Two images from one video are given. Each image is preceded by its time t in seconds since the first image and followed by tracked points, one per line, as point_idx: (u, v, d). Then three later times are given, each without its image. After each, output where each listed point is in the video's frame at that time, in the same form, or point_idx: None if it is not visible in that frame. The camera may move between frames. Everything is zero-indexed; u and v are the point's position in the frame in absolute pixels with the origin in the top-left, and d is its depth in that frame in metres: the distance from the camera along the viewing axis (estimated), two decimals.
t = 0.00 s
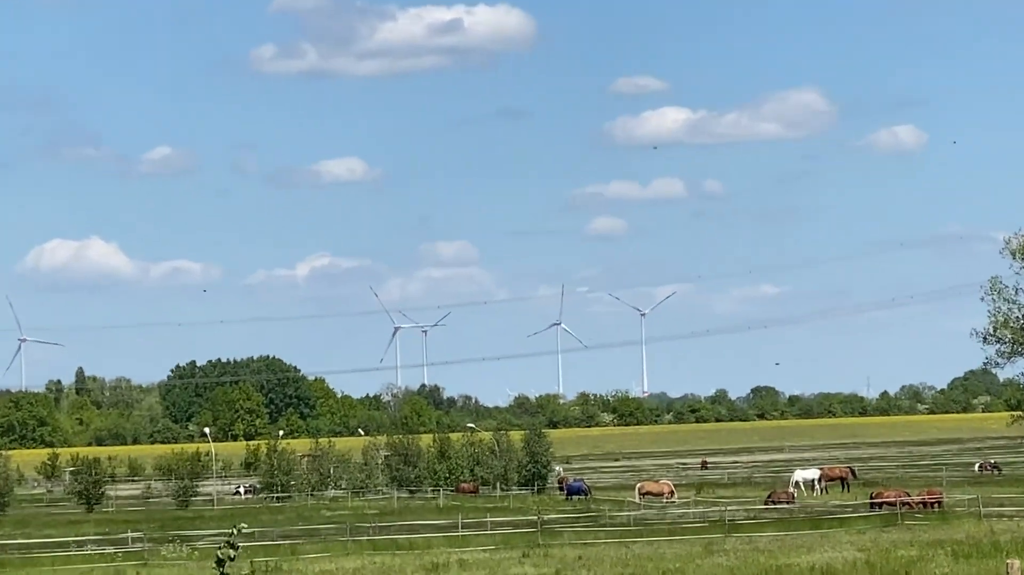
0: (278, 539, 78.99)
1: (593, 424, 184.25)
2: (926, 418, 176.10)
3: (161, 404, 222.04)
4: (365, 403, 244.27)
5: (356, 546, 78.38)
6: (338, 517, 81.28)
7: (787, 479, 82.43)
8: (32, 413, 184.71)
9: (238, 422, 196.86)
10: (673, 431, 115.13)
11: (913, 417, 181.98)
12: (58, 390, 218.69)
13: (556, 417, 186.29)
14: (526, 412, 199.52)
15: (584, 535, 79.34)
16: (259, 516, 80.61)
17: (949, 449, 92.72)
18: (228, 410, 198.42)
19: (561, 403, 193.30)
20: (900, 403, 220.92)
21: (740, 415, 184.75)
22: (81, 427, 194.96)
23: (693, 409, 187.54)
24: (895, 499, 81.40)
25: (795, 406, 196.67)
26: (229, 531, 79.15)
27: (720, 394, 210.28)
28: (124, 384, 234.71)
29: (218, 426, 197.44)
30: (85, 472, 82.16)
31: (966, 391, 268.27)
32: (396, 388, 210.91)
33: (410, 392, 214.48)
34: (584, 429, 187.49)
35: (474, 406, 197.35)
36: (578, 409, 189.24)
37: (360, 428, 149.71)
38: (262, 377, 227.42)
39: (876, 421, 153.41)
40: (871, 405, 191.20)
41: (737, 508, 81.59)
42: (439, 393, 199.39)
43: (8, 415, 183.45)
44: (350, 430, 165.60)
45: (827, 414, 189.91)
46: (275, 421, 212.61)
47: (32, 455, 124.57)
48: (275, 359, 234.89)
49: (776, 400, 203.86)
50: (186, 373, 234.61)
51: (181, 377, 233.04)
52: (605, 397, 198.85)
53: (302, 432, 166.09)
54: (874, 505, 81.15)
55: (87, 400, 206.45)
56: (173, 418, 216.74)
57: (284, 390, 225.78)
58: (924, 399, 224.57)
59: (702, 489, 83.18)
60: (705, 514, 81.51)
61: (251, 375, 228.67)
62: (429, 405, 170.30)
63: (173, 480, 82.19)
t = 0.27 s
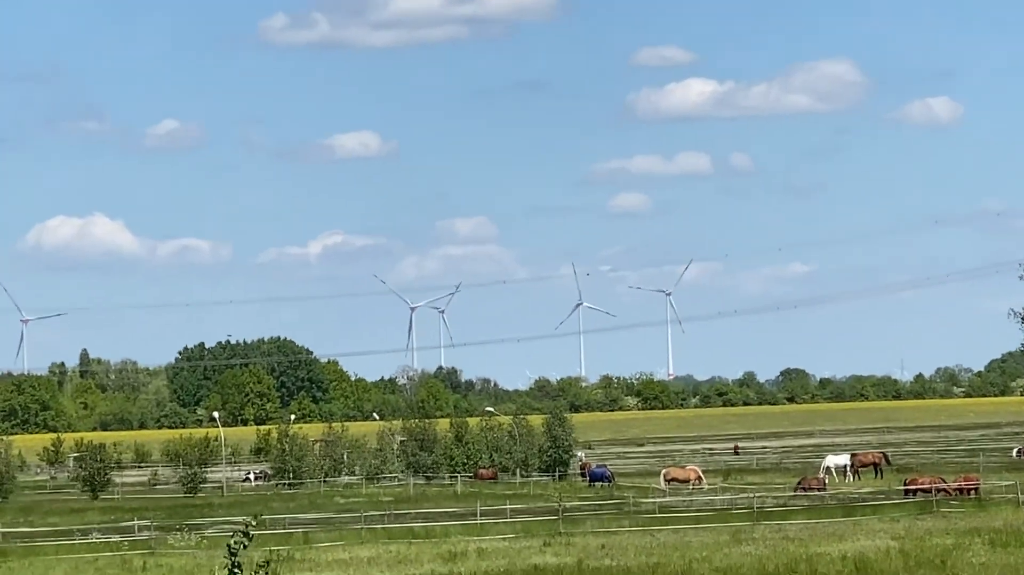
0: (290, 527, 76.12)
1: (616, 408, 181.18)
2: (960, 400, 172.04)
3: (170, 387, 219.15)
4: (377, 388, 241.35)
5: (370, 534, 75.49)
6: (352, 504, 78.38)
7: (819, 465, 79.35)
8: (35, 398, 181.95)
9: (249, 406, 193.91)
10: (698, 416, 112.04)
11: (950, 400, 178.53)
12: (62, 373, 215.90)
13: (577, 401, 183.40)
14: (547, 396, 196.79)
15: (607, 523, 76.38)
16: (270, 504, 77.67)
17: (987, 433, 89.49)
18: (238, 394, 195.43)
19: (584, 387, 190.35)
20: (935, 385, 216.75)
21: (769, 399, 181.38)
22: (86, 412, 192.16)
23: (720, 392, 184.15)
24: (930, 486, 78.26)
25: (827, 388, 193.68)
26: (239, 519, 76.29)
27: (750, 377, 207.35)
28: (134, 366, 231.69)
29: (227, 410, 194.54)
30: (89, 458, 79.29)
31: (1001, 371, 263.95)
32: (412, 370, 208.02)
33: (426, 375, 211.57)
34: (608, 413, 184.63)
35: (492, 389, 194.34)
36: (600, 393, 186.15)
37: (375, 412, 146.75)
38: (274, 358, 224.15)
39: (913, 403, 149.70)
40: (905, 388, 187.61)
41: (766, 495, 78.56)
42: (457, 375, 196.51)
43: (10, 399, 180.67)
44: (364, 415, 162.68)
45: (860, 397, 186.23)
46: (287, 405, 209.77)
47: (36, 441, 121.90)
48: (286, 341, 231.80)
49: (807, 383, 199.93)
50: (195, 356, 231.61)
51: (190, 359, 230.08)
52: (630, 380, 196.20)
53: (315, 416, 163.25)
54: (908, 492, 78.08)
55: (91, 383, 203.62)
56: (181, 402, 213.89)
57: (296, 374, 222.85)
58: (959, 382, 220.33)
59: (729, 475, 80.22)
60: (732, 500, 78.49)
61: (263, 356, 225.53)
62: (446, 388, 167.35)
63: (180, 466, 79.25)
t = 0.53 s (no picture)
0: (306, 515, 74.86)
1: (638, 394, 179.78)
2: (988, 386, 170.13)
3: (184, 373, 217.48)
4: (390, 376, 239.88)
5: (388, 522, 74.19)
6: (369, 492, 77.07)
7: (845, 452, 78.03)
8: (48, 383, 180.34)
9: (264, 392, 192.36)
10: (720, 404, 110.69)
11: (978, 385, 176.82)
12: (74, 358, 214.28)
13: (598, 387, 182.01)
14: (567, 381, 195.34)
15: (628, 511, 75.06)
16: (286, 491, 76.40)
17: (1017, 420, 88.04)
18: (254, 379, 193.89)
19: (605, 372, 189.09)
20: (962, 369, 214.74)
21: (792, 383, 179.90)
22: (98, 397, 190.61)
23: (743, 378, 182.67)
24: (957, 473, 76.89)
25: (852, 374, 192.50)
26: (254, 507, 75.04)
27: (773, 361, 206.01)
28: (149, 351, 230.38)
29: (242, 396, 193.01)
30: (103, 445, 78.00)
31: None
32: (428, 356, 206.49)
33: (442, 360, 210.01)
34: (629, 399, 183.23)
35: (510, 374, 193.07)
36: (621, 377, 184.77)
37: (393, 398, 145.32)
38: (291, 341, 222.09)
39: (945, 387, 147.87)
40: (932, 373, 185.94)
41: (790, 483, 77.26)
42: (475, 360, 195.07)
43: (22, 385, 179.10)
44: (381, 401, 161.33)
45: (886, 382, 184.53)
46: (303, 390, 208.14)
47: (49, 427, 120.52)
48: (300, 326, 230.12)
49: (833, 368, 198.09)
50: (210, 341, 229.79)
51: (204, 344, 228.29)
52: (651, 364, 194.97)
53: (332, 402, 161.77)
54: (935, 479, 76.74)
55: (104, 368, 201.99)
56: (194, 388, 212.23)
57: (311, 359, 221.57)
58: (985, 367, 218.25)
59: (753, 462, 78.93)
60: (756, 488, 77.20)
61: (279, 340, 223.57)
62: (464, 372, 165.94)
63: (196, 453, 77.95)
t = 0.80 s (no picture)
0: (317, 512, 72.09)
1: (661, 386, 176.91)
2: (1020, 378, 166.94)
3: (190, 364, 214.58)
4: (400, 368, 237.12)
5: (402, 519, 71.41)
6: (382, 488, 74.32)
7: (876, 446, 75.14)
8: (48, 374, 177.60)
9: (274, 384, 189.64)
10: (745, 397, 107.91)
11: (1010, 377, 173.64)
12: (77, 348, 211.48)
13: (620, 378, 179.16)
14: (587, 372, 192.46)
15: (651, 507, 72.25)
16: (296, 487, 73.63)
17: None
18: (263, 370, 191.10)
19: (627, 364, 186.48)
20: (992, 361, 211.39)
21: (821, 375, 176.84)
22: (101, 389, 187.90)
23: (770, 368, 179.68)
24: (993, 468, 74.05)
25: (882, 365, 189.43)
26: (263, 503, 72.32)
27: (801, 352, 202.98)
28: (157, 341, 227.67)
29: (251, 388, 190.18)
30: (107, 437, 75.24)
31: None
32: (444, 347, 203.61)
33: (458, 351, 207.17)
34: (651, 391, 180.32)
35: (528, 365, 190.37)
36: (644, 369, 181.80)
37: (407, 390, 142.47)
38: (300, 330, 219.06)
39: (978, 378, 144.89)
40: (965, 364, 182.80)
41: (819, 479, 74.36)
42: (492, 351, 192.26)
43: (23, 376, 176.37)
44: (395, 392, 158.64)
45: (917, 374, 181.62)
46: (314, 382, 205.46)
47: (49, 419, 117.77)
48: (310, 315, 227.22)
49: (863, 359, 194.97)
50: (218, 331, 226.85)
51: (211, 334, 225.36)
52: (675, 356, 192.13)
53: (344, 394, 158.88)
54: (970, 474, 73.79)
55: (107, 359, 199.13)
56: (200, 379, 209.32)
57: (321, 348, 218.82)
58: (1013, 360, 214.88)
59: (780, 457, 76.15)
60: (784, 484, 74.32)
61: (289, 329, 220.57)
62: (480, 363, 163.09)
63: (202, 447, 75.17)
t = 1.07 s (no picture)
0: (325, 513, 69.68)
1: (681, 383, 174.51)
2: None
3: (194, 361, 212.17)
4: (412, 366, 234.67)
5: (413, 521, 68.93)
6: (392, 489, 71.90)
7: (903, 447, 72.64)
8: (46, 371, 175.15)
9: (280, 382, 187.32)
10: (766, 398, 105.52)
11: None
12: (76, 344, 208.98)
13: (638, 377, 176.91)
14: (604, 370, 190.16)
15: (670, 509, 69.78)
16: (304, 488, 71.19)
17: None
18: (269, 367, 188.69)
19: (646, 361, 184.08)
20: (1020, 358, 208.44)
21: (847, 373, 174.35)
22: (102, 387, 185.46)
23: (793, 366, 177.32)
24: None
25: (909, 363, 186.97)
26: (269, 504, 69.93)
27: (826, 349, 200.57)
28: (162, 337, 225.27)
29: (257, 385, 187.87)
30: (108, 436, 72.85)
31: None
32: (455, 344, 201.18)
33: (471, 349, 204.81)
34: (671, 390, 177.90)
35: (543, 362, 187.97)
36: (663, 367, 179.39)
37: (417, 388, 139.99)
38: (307, 327, 216.58)
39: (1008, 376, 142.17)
40: (996, 363, 179.95)
41: (843, 480, 71.82)
42: (506, 348, 189.82)
43: (21, 373, 173.89)
44: (405, 391, 156.32)
45: (947, 372, 178.97)
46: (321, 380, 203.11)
47: (49, 418, 115.49)
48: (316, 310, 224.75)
49: (891, 357, 192.19)
50: (223, 327, 224.44)
51: (216, 331, 222.94)
52: (695, 353, 189.77)
53: (352, 392, 156.41)
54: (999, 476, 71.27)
55: (109, 355, 196.64)
56: (204, 377, 206.90)
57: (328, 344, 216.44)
58: None
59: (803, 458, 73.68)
60: (807, 485, 71.80)
61: (295, 325, 218.08)
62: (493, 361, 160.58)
63: (206, 446, 72.76)
